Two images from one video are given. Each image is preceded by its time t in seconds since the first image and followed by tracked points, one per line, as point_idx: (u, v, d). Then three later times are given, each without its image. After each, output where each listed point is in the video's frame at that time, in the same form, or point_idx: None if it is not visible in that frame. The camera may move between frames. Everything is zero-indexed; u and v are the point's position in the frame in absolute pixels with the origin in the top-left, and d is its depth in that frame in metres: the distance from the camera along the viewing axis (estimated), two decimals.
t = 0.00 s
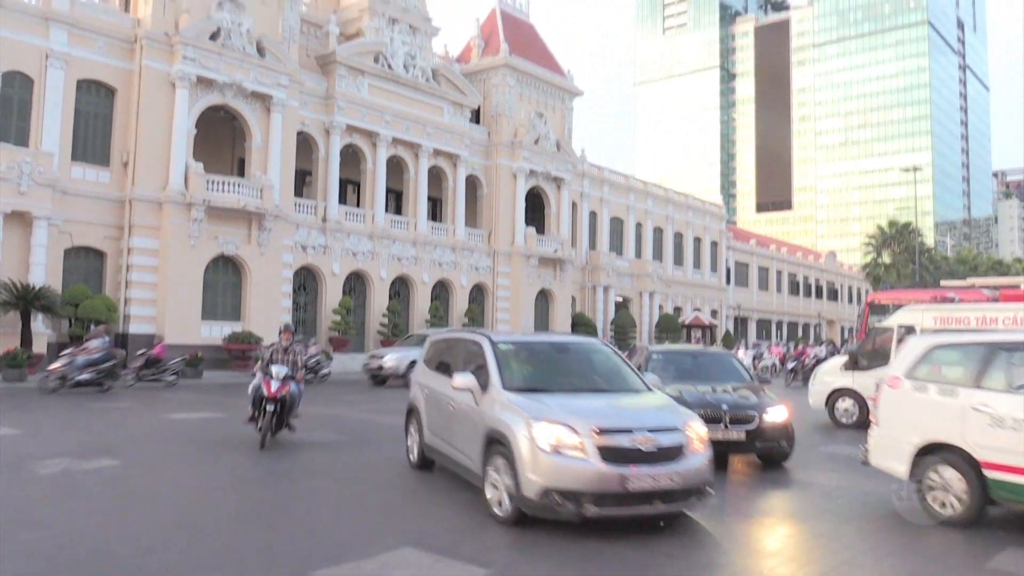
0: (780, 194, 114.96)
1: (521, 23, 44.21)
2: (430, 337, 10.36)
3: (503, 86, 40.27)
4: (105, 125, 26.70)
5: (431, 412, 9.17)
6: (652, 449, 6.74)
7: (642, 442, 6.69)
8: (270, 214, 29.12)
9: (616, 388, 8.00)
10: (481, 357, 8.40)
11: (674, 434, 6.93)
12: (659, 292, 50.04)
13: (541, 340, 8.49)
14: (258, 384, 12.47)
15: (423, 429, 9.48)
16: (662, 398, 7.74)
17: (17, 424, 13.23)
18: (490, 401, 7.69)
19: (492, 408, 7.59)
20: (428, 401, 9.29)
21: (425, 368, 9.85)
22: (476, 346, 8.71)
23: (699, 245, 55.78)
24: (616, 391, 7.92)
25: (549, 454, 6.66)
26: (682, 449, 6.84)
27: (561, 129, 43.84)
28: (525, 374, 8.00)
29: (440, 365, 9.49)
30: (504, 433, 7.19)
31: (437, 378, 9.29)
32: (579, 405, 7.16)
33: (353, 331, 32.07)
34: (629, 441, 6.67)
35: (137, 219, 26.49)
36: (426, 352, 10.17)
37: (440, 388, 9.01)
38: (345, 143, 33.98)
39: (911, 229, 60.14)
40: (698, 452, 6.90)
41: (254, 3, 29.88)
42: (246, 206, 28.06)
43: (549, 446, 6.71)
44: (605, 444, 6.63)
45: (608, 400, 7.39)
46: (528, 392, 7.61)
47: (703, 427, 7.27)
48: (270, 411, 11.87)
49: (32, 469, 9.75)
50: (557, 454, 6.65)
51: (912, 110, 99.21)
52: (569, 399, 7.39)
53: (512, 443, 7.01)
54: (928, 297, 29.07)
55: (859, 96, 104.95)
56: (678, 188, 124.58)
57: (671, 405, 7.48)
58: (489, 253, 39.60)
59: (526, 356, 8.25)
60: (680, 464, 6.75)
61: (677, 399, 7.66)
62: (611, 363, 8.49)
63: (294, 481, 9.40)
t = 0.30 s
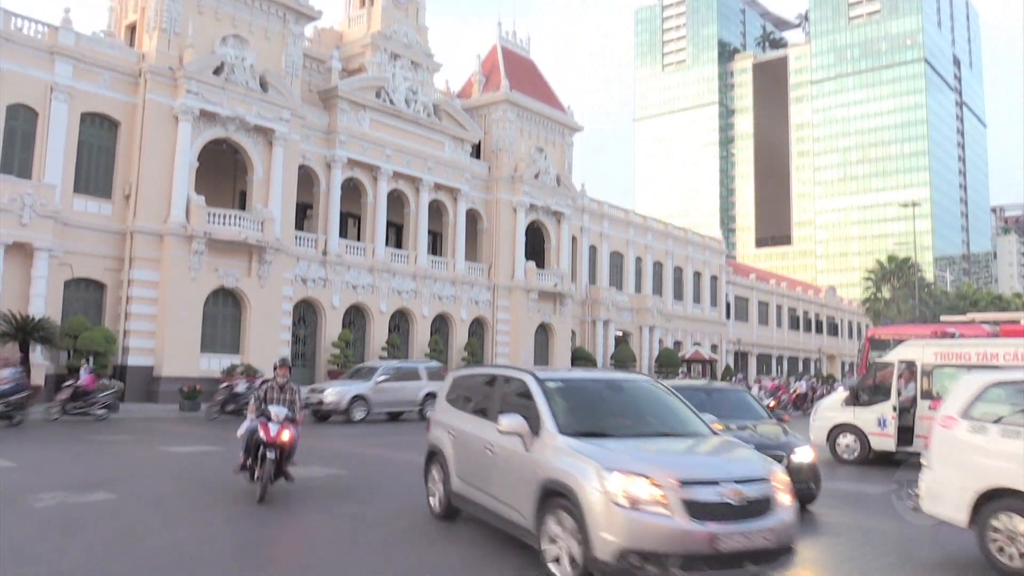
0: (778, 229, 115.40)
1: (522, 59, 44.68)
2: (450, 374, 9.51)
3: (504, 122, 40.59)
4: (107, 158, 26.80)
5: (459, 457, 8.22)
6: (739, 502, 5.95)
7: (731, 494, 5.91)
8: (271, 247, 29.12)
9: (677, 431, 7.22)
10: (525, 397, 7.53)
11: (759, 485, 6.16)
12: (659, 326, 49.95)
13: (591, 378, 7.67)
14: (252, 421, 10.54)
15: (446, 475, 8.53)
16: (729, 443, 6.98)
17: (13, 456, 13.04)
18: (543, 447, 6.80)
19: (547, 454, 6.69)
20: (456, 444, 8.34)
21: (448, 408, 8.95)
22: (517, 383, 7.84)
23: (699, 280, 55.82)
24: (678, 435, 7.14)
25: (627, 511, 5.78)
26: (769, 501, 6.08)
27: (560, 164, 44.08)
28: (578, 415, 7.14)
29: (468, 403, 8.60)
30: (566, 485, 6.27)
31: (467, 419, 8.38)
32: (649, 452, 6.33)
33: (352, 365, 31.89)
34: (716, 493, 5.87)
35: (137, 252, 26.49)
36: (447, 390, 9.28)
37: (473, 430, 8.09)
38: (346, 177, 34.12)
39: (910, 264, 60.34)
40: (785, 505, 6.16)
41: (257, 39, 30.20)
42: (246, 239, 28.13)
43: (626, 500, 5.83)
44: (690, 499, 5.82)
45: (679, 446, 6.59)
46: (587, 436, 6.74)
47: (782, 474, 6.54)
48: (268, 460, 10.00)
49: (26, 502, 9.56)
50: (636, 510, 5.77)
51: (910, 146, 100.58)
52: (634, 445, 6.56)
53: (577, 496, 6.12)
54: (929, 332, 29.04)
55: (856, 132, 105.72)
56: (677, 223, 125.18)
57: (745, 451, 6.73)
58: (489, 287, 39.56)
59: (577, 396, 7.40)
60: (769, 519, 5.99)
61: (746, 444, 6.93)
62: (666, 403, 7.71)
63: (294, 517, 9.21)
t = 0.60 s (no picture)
0: (777, 257, 115.65)
1: (522, 88, 44.98)
2: (476, 403, 8.89)
3: (504, 150, 40.81)
4: (109, 185, 26.88)
5: (495, 494, 7.56)
6: (841, 549, 5.39)
7: (832, 541, 5.36)
8: (271, 273, 29.11)
9: (743, 465, 6.65)
10: (578, 429, 6.90)
11: (855, 528, 5.62)
12: (658, 354, 49.84)
13: (647, 409, 7.06)
14: (255, 458, 8.82)
15: (478, 515, 7.86)
16: (804, 478, 6.45)
17: (8, 483, 12.89)
18: (606, 486, 6.18)
19: (612, 494, 6.07)
20: (490, 480, 7.68)
21: (478, 440, 8.30)
22: (564, 414, 7.21)
23: (699, 308, 55.77)
24: (746, 469, 6.58)
25: (721, 563, 5.17)
26: (869, 548, 5.54)
27: (560, 192, 44.24)
28: (641, 450, 6.52)
29: (503, 435, 7.95)
30: (642, 531, 5.63)
31: (504, 453, 7.72)
32: (728, 494, 5.75)
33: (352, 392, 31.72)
34: (815, 541, 5.31)
35: (138, 278, 26.44)
36: (476, 420, 8.63)
37: (513, 466, 7.42)
38: (347, 204, 34.21)
39: (910, 292, 60.42)
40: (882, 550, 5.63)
41: (260, 67, 30.43)
42: (246, 265, 28.14)
43: (719, 551, 5.22)
44: (786, 548, 5.24)
45: (757, 486, 6.02)
46: (657, 474, 6.12)
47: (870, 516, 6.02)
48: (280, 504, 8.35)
49: (21, 529, 9.41)
50: (731, 562, 5.17)
51: (909, 174, 101.09)
52: (710, 485, 5.97)
53: (657, 545, 5.49)
54: (929, 360, 29.01)
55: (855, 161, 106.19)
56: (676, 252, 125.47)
57: (827, 489, 6.19)
58: (489, 314, 39.49)
59: (635, 427, 6.79)
60: (871, 568, 5.44)
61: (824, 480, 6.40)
62: (725, 433, 7.16)
63: (296, 544, 9.07)
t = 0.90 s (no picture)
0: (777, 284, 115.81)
1: (522, 115, 45.25)
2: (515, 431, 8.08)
3: (504, 177, 40.98)
4: (111, 210, 26.93)
5: (549, 537, 6.70)
6: None
7: None
8: (272, 299, 29.09)
9: (842, 503, 5.94)
10: (658, 464, 6.08)
11: None
12: (659, 381, 49.66)
13: (732, 441, 6.29)
14: (271, 503, 7.28)
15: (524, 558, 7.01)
16: (915, 521, 5.75)
17: (4, 509, 12.76)
18: (705, 533, 5.39)
19: (714, 542, 5.28)
20: (543, 519, 6.83)
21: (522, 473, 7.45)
22: (636, 446, 6.41)
23: (699, 334, 55.67)
24: (849, 509, 5.85)
25: None
26: None
27: (560, 219, 44.36)
28: (737, 489, 5.73)
29: (555, 470, 7.14)
30: None
31: (558, 491, 6.87)
32: (854, 540, 5.01)
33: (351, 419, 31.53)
34: None
35: (137, 303, 26.39)
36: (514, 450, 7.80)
37: (571, 505, 6.60)
38: (347, 230, 34.26)
39: (910, 319, 60.38)
40: None
41: (262, 93, 30.61)
42: (246, 291, 28.09)
43: None
44: None
45: (877, 531, 5.29)
46: (764, 518, 5.36)
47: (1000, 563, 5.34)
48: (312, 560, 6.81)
49: (17, 556, 9.28)
50: None
51: (908, 202, 101.47)
52: (826, 531, 5.23)
53: None
54: (930, 388, 28.91)
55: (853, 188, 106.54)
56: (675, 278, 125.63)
57: (948, 532, 5.49)
58: (489, 340, 39.37)
59: (723, 463, 6.00)
60: None
61: (939, 522, 5.71)
62: (813, 465, 6.43)
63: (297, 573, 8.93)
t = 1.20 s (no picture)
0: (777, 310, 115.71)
1: (523, 140, 45.49)
2: (561, 463, 7.61)
3: (504, 203, 41.12)
4: (112, 234, 26.96)
5: None
6: None
7: None
8: (271, 323, 29.04)
9: (948, 536, 5.57)
10: (757, 499, 5.61)
11: None
12: (658, 407, 49.43)
13: (825, 472, 5.89)
14: (299, 546, 6.74)
15: None
16: None
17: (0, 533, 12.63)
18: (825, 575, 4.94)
19: None
20: (618, 561, 6.29)
21: (583, 512, 6.93)
22: (721, 479, 5.96)
23: (699, 360, 55.51)
24: (957, 543, 5.48)
25: None
26: None
27: (560, 244, 44.42)
28: (847, 523, 5.33)
29: (617, 505, 6.68)
30: None
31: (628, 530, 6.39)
32: None
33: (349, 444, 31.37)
34: None
35: (137, 326, 26.34)
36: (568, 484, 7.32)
37: (647, 547, 6.12)
38: (347, 255, 34.30)
39: (910, 345, 60.19)
40: None
41: (264, 118, 30.79)
42: (246, 315, 28.04)
43: None
44: None
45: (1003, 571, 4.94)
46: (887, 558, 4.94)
47: None
48: None
49: None
50: None
51: (907, 228, 101.70)
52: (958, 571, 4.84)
53: None
54: (932, 414, 28.73)
55: (852, 214, 106.88)
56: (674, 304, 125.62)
57: None
58: (489, 366, 39.24)
59: (825, 495, 5.59)
60: None
61: None
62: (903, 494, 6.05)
63: None
